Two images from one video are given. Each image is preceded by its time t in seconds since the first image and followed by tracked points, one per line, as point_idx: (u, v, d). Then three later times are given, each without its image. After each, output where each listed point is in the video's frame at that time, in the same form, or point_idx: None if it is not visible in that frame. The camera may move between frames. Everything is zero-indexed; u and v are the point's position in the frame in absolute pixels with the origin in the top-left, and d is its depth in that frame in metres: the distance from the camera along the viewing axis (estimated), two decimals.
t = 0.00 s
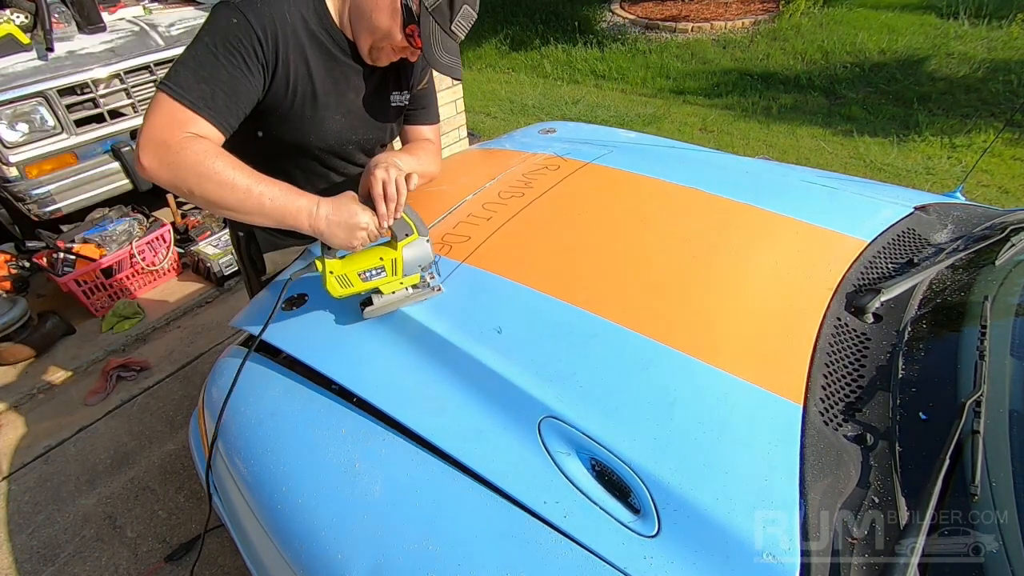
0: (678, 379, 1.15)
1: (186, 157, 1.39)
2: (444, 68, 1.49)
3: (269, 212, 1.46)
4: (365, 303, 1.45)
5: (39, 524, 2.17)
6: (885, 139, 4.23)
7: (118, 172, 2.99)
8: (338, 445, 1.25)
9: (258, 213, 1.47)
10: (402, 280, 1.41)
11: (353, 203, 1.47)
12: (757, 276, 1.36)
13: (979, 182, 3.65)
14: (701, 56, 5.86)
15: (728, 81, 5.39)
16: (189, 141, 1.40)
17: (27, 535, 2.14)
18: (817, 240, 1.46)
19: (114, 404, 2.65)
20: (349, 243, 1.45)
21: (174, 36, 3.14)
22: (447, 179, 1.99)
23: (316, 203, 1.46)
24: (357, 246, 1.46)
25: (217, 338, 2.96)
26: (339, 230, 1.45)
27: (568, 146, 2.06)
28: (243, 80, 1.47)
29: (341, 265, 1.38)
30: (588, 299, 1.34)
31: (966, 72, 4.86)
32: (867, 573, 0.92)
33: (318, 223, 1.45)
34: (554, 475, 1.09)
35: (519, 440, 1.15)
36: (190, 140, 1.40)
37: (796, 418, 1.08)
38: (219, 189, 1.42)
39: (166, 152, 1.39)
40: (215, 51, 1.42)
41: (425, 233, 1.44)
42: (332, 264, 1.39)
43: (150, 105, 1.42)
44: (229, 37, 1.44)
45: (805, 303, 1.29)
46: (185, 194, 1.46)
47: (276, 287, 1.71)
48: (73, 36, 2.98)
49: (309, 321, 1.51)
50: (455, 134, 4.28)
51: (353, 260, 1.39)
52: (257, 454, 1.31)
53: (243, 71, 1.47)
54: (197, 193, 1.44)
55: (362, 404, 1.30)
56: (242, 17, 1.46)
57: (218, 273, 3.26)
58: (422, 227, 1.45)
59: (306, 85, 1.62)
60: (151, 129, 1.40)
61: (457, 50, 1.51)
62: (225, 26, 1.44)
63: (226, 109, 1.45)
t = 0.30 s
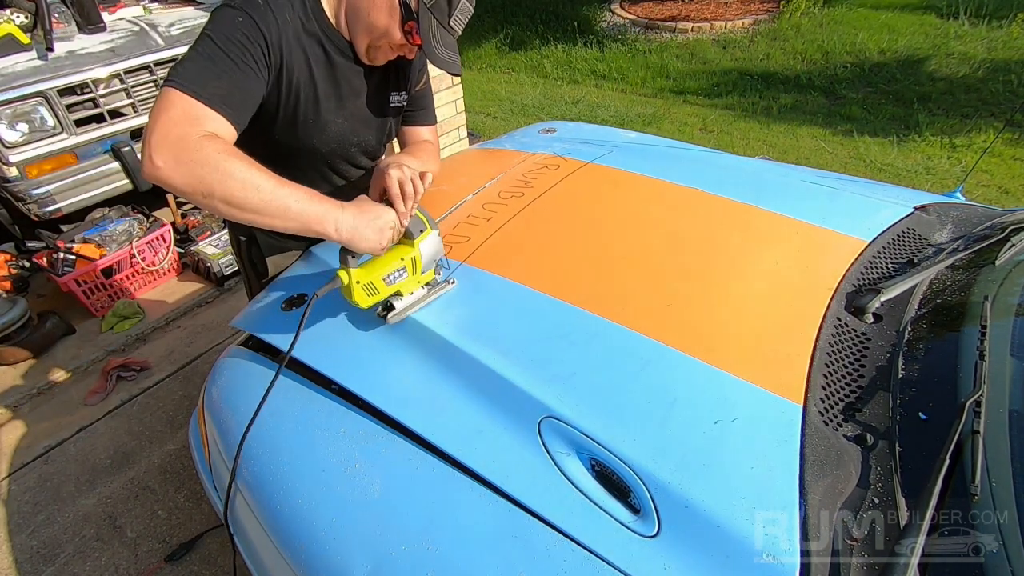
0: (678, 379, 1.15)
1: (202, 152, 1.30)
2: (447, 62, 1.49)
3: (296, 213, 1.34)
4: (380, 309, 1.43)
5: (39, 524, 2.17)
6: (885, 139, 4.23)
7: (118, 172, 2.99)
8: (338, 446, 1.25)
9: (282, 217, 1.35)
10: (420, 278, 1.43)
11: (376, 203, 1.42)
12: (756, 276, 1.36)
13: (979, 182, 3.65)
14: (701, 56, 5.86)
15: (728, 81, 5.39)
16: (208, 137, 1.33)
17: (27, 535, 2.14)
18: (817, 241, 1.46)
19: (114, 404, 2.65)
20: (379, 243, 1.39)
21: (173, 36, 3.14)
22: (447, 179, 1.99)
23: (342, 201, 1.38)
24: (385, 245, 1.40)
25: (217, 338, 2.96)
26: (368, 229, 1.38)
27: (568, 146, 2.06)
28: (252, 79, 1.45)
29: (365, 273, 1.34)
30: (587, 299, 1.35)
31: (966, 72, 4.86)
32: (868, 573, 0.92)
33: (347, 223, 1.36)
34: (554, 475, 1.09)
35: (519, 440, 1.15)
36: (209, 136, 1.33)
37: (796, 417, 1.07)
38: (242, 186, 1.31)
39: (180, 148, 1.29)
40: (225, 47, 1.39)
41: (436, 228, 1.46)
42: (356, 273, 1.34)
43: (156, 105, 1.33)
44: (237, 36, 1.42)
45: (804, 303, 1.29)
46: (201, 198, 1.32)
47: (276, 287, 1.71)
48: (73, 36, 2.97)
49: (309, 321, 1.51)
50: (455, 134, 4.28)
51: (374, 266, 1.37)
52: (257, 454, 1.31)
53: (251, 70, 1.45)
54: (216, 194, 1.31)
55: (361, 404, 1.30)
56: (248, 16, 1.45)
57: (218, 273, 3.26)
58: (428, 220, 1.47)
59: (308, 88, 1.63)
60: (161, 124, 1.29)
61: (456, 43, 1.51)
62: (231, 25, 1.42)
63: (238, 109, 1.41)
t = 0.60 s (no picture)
0: (677, 379, 1.15)
1: (236, 139, 1.24)
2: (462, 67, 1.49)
3: (333, 202, 1.29)
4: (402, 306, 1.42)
5: (39, 524, 2.17)
6: (885, 139, 4.23)
7: (118, 172, 2.99)
8: (338, 446, 1.25)
9: (318, 209, 1.29)
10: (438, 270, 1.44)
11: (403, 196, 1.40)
12: (756, 276, 1.36)
13: (979, 182, 3.65)
14: (701, 56, 5.86)
15: (728, 81, 5.39)
16: (242, 126, 1.27)
17: (27, 535, 2.14)
18: (818, 241, 1.46)
19: (114, 404, 2.65)
20: (409, 237, 1.36)
21: (174, 36, 3.13)
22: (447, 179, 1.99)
23: (373, 194, 1.35)
24: (414, 237, 1.37)
25: (217, 338, 2.96)
26: (400, 222, 1.35)
27: (567, 146, 2.06)
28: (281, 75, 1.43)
29: (394, 267, 1.33)
30: (586, 299, 1.35)
31: (966, 72, 4.86)
32: (868, 573, 0.92)
33: (382, 214, 1.32)
34: (554, 475, 1.09)
35: (519, 440, 1.15)
36: (242, 125, 1.28)
37: (796, 417, 1.08)
38: (279, 172, 1.25)
39: (213, 133, 1.22)
40: (258, 43, 1.37)
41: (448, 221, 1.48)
42: (388, 268, 1.32)
43: (185, 95, 1.27)
44: (267, 32, 1.41)
45: (804, 303, 1.29)
46: (235, 186, 1.24)
47: (275, 287, 1.71)
48: (73, 36, 2.96)
49: (308, 322, 1.51)
50: (455, 134, 4.28)
51: (401, 260, 1.35)
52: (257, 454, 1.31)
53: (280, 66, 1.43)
54: (253, 180, 1.24)
55: (361, 404, 1.30)
56: (278, 15, 1.44)
57: (218, 273, 3.26)
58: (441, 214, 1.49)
59: (327, 92, 1.63)
60: (192, 110, 1.23)
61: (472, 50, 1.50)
62: (263, 23, 1.41)
63: (269, 103, 1.38)
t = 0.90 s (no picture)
0: (677, 380, 1.15)
1: (249, 136, 1.25)
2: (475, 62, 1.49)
3: (343, 196, 1.31)
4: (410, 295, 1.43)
5: (39, 524, 2.17)
6: (885, 139, 4.23)
7: (117, 172, 2.99)
8: (338, 446, 1.25)
9: (329, 204, 1.31)
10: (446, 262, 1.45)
11: (411, 188, 1.42)
12: (756, 276, 1.36)
13: (979, 182, 3.65)
14: (701, 56, 5.86)
15: (728, 81, 5.39)
16: (254, 123, 1.28)
17: (27, 535, 2.14)
18: (818, 241, 1.46)
19: (114, 404, 2.65)
20: (418, 227, 1.39)
21: (174, 36, 3.13)
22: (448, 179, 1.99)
23: (380, 186, 1.37)
24: (422, 228, 1.40)
25: (217, 338, 2.96)
26: (408, 214, 1.37)
27: (568, 146, 2.06)
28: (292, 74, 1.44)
29: (401, 258, 1.34)
30: (587, 299, 1.35)
31: (966, 72, 4.86)
32: (868, 573, 0.92)
33: (390, 206, 1.34)
34: (554, 476, 1.09)
35: (519, 440, 1.15)
36: (255, 121, 1.29)
37: (796, 417, 1.08)
38: (291, 168, 1.26)
39: (227, 130, 1.24)
40: (270, 41, 1.38)
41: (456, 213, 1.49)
42: (396, 259, 1.33)
43: (198, 92, 1.28)
44: (280, 31, 1.41)
45: (804, 303, 1.29)
46: (250, 182, 1.26)
47: (276, 286, 1.71)
48: (73, 36, 2.96)
49: (308, 322, 1.51)
50: (455, 134, 4.28)
51: (409, 251, 1.37)
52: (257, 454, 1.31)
53: (292, 64, 1.43)
54: (266, 176, 1.25)
55: (361, 404, 1.30)
56: (291, 15, 1.45)
57: (218, 273, 3.26)
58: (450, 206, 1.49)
59: (337, 90, 1.63)
60: (206, 107, 1.24)
61: (481, 45, 1.51)
62: (274, 21, 1.42)
63: (281, 99, 1.39)
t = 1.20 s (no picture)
0: (677, 380, 1.15)
1: (276, 129, 1.24)
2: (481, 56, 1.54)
3: (368, 187, 1.30)
4: (427, 290, 1.44)
5: (39, 524, 2.17)
6: (885, 139, 4.23)
7: (117, 172, 2.99)
8: (338, 446, 1.25)
9: (355, 196, 1.30)
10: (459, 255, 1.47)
11: (430, 181, 1.43)
12: (757, 276, 1.36)
13: (979, 182, 3.65)
14: (701, 56, 5.86)
15: (728, 81, 5.39)
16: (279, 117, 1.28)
17: (27, 535, 2.14)
18: (817, 241, 1.46)
19: (113, 404, 2.65)
20: (440, 217, 1.39)
21: (174, 36, 3.13)
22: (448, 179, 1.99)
23: (401, 179, 1.37)
24: (443, 218, 1.40)
25: (217, 338, 2.96)
26: (430, 205, 1.38)
27: (568, 146, 2.06)
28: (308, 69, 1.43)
29: (422, 250, 1.35)
30: (588, 299, 1.35)
31: (966, 72, 4.86)
32: (868, 573, 0.92)
33: (412, 198, 1.35)
34: (554, 476, 1.09)
35: (518, 440, 1.15)
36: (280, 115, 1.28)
37: (796, 417, 1.08)
38: (318, 160, 1.26)
39: (255, 123, 1.23)
40: (286, 36, 1.37)
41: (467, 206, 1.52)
42: (417, 251, 1.34)
43: (221, 88, 1.27)
44: (294, 26, 1.41)
45: (805, 303, 1.29)
46: (278, 175, 1.24)
47: (276, 287, 1.71)
48: (73, 36, 2.95)
49: (308, 322, 1.51)
50: (455, 133, 4.28)
51: (430, 242, 1.38)
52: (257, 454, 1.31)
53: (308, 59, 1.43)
54: (294, 168, 1.24)
55: (362, 404, 1.30)
56: (304, 9, 1.44)
57: (218, 273, 3.26)
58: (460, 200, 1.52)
59: (346, 86, 1.62)
60: (233, 101, 1.24)
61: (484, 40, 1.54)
62: (289, 16, 1.41)
63: (299, 94, 1.38)
